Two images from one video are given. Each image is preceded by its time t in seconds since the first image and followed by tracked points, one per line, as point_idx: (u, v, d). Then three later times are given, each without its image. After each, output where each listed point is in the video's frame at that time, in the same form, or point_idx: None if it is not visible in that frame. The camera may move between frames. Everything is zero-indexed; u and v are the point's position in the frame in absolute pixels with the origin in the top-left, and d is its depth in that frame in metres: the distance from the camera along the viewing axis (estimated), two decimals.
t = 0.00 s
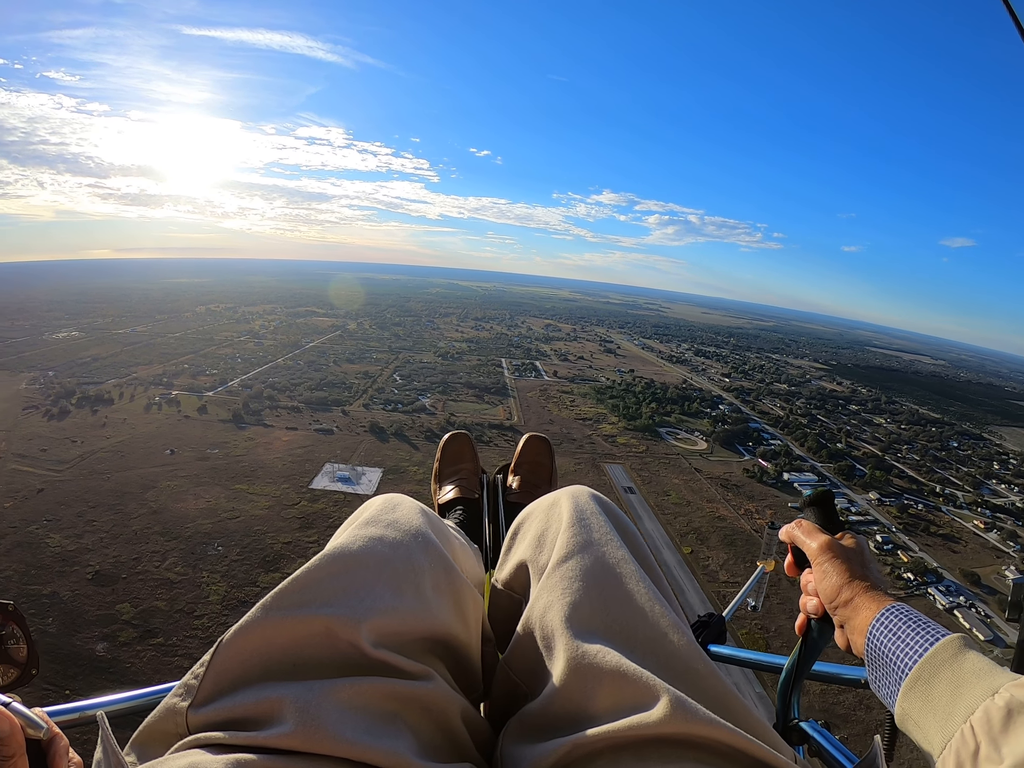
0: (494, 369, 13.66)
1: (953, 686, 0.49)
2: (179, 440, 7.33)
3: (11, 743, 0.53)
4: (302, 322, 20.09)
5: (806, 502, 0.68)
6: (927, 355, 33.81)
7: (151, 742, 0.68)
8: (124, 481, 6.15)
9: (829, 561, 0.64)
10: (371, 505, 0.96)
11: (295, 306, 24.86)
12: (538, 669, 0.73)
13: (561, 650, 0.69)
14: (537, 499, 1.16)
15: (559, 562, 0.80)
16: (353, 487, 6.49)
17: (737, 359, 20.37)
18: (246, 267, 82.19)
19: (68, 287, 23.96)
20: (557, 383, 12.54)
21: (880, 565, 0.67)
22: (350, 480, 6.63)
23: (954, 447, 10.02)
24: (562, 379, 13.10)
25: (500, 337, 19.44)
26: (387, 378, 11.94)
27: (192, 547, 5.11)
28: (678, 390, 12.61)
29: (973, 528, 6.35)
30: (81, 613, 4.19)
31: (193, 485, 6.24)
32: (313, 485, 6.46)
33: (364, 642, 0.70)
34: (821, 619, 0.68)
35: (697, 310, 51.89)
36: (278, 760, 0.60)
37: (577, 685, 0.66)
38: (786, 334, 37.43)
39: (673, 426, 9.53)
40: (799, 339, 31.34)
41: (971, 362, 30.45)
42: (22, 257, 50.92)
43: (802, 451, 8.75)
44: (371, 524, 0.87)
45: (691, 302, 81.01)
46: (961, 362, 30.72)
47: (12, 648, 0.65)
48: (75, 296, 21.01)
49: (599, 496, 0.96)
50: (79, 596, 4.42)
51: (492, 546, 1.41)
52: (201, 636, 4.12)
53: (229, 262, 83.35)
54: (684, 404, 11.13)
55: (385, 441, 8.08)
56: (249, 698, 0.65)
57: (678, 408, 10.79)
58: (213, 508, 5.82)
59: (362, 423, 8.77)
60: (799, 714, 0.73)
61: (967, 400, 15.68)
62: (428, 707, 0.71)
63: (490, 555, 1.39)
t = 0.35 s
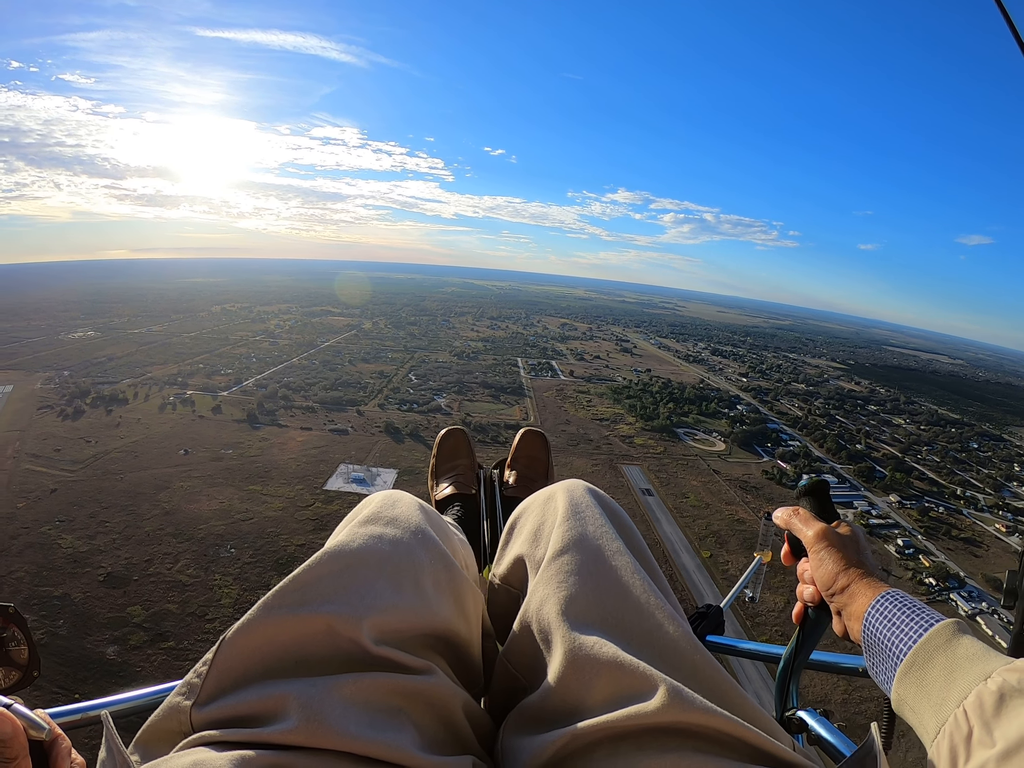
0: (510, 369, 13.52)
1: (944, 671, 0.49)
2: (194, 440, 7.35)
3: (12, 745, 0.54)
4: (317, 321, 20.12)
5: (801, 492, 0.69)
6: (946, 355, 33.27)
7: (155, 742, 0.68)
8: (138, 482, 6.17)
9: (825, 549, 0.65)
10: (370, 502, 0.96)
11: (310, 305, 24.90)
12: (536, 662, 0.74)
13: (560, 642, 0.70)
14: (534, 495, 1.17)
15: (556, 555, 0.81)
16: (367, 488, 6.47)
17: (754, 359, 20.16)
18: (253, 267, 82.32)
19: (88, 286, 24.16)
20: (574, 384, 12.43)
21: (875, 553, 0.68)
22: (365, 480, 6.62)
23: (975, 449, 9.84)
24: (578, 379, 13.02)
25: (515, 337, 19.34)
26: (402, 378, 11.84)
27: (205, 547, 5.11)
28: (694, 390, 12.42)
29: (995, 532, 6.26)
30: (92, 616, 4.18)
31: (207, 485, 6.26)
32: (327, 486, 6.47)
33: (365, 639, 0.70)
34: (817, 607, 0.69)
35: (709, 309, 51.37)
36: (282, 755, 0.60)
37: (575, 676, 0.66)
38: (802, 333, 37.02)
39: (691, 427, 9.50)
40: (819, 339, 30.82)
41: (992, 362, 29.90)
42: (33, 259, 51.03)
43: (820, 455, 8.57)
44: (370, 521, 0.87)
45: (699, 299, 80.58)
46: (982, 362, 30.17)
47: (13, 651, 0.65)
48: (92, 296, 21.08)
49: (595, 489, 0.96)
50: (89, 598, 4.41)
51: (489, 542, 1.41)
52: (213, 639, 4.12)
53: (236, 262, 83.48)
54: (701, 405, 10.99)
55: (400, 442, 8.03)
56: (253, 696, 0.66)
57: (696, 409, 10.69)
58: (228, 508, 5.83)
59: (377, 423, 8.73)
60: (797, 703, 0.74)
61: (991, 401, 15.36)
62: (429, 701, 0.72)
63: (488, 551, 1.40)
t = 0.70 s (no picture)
0: (525, 376, 13.18)
1: (948, 666, 0.50)
2: (205, 449, 7.33)
3: (16, 746, 0.54)
4: (330, 329, 20.03)
5: (803, 488, 0.72)
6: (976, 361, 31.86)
7: (159, 742, 0.68)
8: (149, 489, 6.14)
9: (827, 544, 0.66)
10: (372, 501, 0.96)
11: (324, 312, 24.85)
12: (538, 662, 0.74)
13: (563, 642, 0.70)
14: (536, 495, 1.17)
15: (558, 555, 0.81)
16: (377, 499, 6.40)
17: (770, 365, 19.40)
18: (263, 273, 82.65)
19: (109, 294, 24.41)
20: (589, 393, 12.04)
21: (877, 550, 0.69)
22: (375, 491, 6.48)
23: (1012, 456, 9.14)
24: (594, 388, 12.72)
25: (530, 345, 19.00)
26: (416, 386, 11.60)
27: (213, 557, 5.11)
28: (710, 399, 11.86)
29: None
30: (100, 624, 4.03)
31: (218, 493, 6.30)
32: (339, 496, 6.45)
33: (367, 638, 0.70)
34: (822, 603, 0.70)
35: (722, 316, 50.55)
36: (284, 755, 0.60)
37: (578, 675, 0.66)
38: (822, 339, 36.01)
39: (707, 438, 9.04)
40: (841, 348, 29.96)
41: None
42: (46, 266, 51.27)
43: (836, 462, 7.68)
44: (372, 521, 0.87)
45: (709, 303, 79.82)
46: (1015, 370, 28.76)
47: (19, 652, 0.66)
48: (109, 301, 21.18)
49: (598, 489, 0.96)
50: (97, 606, 4.26)
51: (493, 541, 1.41)
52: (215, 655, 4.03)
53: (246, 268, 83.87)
54: (718, 415, 10.40)
55: (414, 453, 7.89)
56: (256, 696, 0.66)
57: (712, 419, 10.02)
58: (237, 518, 5.84)
59: (390, 434, 8.50)
60: (800, 700, 0.75)
61: None
62: (432, 700, 0.72)
63: (491, 548, 1.40)
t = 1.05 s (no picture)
0: (537, 388, 12.93)
1: (948, 665, 0.53)
2: (212, 457, 7.26)
3: (22, 744, 0.53)
4: (341, 339, 19.95)
5: (808, 493, 0.73)
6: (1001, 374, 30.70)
7: (162, 742, 0.68)
8: (155, 497, 6.09)
9: (831, 548, 0.69)
10: (377, 502, 0.97)
11: (335, 323, 24.80)
12: (543, 665, 0.74)
13: (569, 644, 0.70)
14: (542, 497, 1.17)
15: (563, 558, 0.81)
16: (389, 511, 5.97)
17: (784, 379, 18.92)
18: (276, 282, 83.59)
19: (125, 303, 24.66)
20: (601, 405, 11.70)
21: (882, 554, 0.71)
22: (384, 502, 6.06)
23: None
24: (606, 400, 12.45)
25: (541, 357, 18.74)
26: (427, 397, 11.40)
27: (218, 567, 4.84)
28: (723, 412, 11.38)
29: None
30: (101, 635, 3.96)
31: (223, 505, 6.05)
32: (347, 508, 6.08)
33: (373, 638, 0.71)
34: (826, 606, 0.72)
35: (736, 328, 49.85)
36: (289, 755, 0.61)
37: (583, 679, 0.66)
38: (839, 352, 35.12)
39: (721, 453, 8.50)
40: (858, 362, 29.27)
41: None
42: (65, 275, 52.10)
43: (847, 475, 7.31)
44: (378, 521, 0.88)
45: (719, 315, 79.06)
46: None
47: (25, 650, 0.66)
48: (124, 309, 21.40)
49: (603, 492, 0.97)
50: (100, 617, 4.20)
51: (500, 541, 1.43)
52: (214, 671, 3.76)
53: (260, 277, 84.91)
54: (731, 428, 9.92)
55: (423, 464, 7.56)
56: (261, 696, 0.66)
57: (725, 432, 9.61)
58: (243, 531, 5.53)
59: (401, 444, 8.28)
60: (805, 706, 0.78)
61: None
62: (437, 701, 0.72)
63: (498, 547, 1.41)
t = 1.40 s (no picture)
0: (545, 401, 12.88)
1: (957, 675, 0.53)
2: (218, 468, 7.26)
3: (26, 744, 0.54)
4: (349, 350, 20.02)
5: (814, 500, 0.73)
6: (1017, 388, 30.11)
7: (167, 743, 0.68)
8: (159, 506, 6.09)
9: (838, 555, 0.68)
10: (384, 506, 0.97)
11: (344, 334, 24.91)
12: (549, 670, 0.74)
13: (574, 649, 0.70)
14: (548, 502, 1.17)
15: (570, 563, 0.81)
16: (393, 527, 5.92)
17: (793, 391, 18.69)
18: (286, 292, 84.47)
19: (138, 311, 24.99)
20: (609, 418, 11.65)
21: (892, 562, 0.71)
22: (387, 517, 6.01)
23: None
24: (614, 412, 12.37)
25: (549, 370, 18.68)
26: (434, 408, 11.38)
27: (219, 579, 4.80)
28: (733, 425, 11.26)
29: None
30: (99, 648, 3.89)
31: (228, 517, 6.00)
32: (352, 522, 6.05)
33: (378, 641, 0.71)
34: (833, 614, 0.72)
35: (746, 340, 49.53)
36: (292, 758, 0.61)
37: (589, 685, 0.66)
38: (848, 365, 34.75)
39: (731, 466, 8.41)
40: (869, 374, 29.01)
41: None
42: (77, 284, 52.66)
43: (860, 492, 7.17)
44: (384, 526, 0.88)
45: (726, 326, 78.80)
46: None
47: (31, 652, 0.67)
48: (133, 317, 21.59)
49: (609, 497, 0.97)
50: (99, 629, 4.12)
51: (506, 546, 1.43)
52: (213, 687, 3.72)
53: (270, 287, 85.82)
54: (741, 441, 9.77)
55: (431, 478, 7.51)
56: (267, 698, 0.66)
57: (735, 446, 9.48)
58: (247, 543, 5.48)
59: (407, 456, 8.24)
60: (812, 712, 0.78)
61: None
62: (442, 706, 0.72)
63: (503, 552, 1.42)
